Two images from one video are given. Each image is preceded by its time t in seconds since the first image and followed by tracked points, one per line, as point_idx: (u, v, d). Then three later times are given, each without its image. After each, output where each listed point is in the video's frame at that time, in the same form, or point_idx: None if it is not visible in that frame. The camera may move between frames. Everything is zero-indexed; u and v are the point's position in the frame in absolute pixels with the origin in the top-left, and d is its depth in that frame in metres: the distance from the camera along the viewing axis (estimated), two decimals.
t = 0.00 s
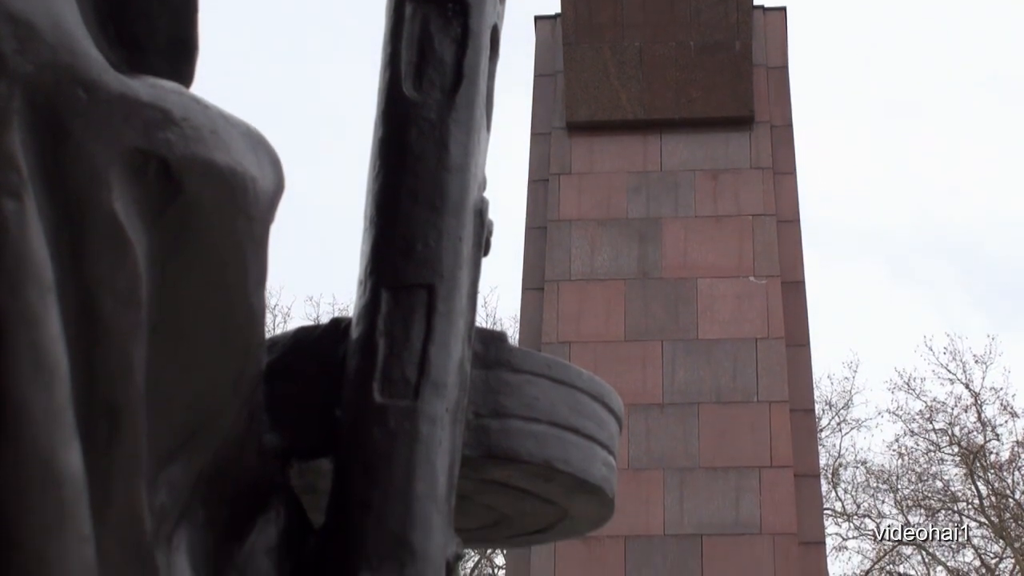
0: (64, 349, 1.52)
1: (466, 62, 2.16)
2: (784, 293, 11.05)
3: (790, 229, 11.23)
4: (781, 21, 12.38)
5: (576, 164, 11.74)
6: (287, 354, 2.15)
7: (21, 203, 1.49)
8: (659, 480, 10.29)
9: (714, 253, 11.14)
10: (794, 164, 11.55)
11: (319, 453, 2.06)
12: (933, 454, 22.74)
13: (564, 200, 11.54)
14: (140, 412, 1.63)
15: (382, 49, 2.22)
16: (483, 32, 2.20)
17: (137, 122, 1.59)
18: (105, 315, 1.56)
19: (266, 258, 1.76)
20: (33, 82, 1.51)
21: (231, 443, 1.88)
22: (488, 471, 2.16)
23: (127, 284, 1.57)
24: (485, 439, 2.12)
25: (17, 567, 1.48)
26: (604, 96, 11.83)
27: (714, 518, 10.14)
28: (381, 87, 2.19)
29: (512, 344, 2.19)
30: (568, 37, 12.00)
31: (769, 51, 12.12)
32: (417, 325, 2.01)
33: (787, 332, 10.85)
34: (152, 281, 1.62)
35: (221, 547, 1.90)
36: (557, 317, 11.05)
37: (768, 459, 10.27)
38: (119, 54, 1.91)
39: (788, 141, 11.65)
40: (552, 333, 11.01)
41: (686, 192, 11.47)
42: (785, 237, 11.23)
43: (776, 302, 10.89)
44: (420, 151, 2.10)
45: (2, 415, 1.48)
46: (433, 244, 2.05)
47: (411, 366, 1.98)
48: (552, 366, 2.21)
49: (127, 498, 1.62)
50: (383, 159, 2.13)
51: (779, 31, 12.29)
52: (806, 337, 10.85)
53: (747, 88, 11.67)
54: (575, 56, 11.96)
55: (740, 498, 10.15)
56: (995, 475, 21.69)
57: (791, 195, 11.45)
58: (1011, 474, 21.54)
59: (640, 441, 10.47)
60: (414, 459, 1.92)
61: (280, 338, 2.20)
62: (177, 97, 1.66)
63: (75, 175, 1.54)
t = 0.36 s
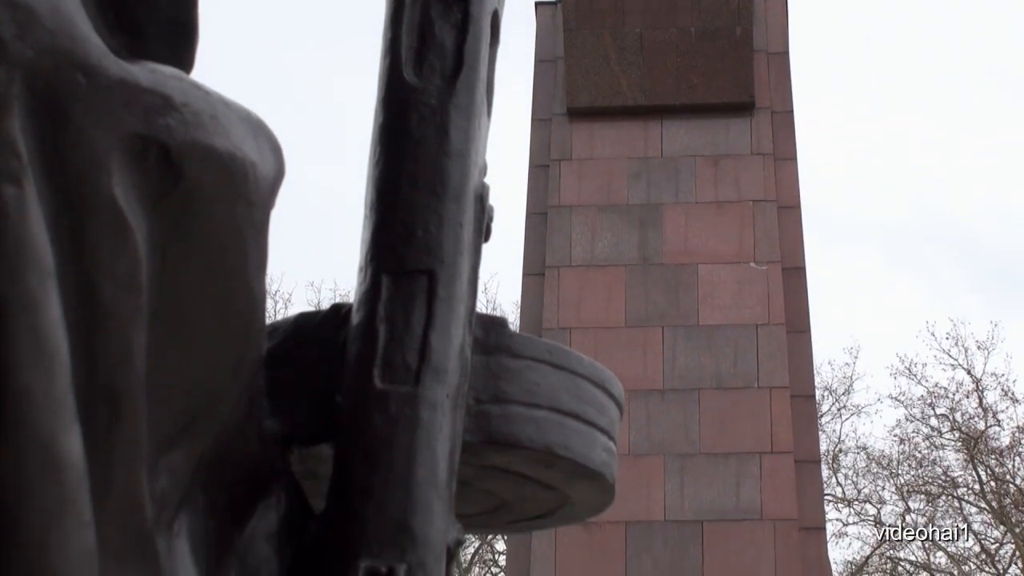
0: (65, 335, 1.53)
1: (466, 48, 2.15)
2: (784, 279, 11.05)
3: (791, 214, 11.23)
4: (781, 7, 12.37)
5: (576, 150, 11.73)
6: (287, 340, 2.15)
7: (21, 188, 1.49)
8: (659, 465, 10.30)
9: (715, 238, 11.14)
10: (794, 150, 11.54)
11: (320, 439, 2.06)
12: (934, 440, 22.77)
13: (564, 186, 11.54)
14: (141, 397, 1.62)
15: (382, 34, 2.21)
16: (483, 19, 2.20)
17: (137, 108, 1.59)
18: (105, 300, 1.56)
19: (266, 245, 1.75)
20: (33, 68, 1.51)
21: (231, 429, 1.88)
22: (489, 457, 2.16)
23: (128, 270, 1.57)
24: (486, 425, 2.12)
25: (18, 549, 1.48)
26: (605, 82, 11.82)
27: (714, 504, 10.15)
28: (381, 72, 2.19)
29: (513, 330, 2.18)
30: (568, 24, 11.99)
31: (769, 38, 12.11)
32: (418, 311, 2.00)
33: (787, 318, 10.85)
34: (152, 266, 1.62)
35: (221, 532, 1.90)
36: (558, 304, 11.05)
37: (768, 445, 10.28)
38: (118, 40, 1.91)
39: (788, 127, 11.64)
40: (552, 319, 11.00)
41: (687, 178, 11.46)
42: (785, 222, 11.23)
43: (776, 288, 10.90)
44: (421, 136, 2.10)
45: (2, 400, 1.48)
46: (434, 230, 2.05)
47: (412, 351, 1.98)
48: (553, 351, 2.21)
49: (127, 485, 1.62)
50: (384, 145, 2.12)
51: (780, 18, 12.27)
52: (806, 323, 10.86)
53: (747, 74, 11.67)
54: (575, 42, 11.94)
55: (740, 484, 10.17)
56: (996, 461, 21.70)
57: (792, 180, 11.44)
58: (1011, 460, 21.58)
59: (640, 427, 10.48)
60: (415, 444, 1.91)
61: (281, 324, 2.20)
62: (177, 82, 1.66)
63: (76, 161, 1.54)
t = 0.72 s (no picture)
0: (64, 323, 1.53)
1: (466, 34, 2.15)
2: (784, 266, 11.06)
3: (791, 202, 11.24)
4: None
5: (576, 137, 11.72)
6: (287, 328, 2.16)
7: (21, 176, 1.50)
8: (659, 452, 10.30)
9: (714, 226, 11.14)
10: (794, 137, 11.54)
11: (319, 427, 2.06)
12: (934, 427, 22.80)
13: (564, 174, 11.53)
14: (140, 386, 1.62)
15: (382, 22, 2.21)
16: (483, 6, 2.19)
17: (137, 95, 1.59)
18: (106, 288, 1.56)
19: (267, 233, 1.74)
20: (33, 55, 1.51)
21: (232, 417, 1.88)
22: (488, 444, 2.17)
23: (128, 259, 1.57)
24: (486, 411, 2.12)
25: (21, 536, 1.48)
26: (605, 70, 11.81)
27: (714, 492, 10.16)
28: (382, 60, 2.19)
29: (514, 317, 2.18)
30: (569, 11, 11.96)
31: (770, 26, 12.09)
32: (419, 299, 2.00)
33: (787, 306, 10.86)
34: (152, 253, 1.61)
35: (222, 519, 1.90)
36: (558, 291, 11.04)
37: (768, 432, 10.29)
38: (119, 26, 1.90)
39: (788, 114, 11.63)
40: (552, 306, 11.00)
41: (687, 166, 11.46)
42: (785, 209, 11.24)
43: (777, 275, 10.90)
44: (421, 124, 2.10)
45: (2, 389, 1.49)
46: (434, 217, 2.05)
47: (412, 339, 1.98)
48: (553, 339, 2.21)
49: (128, 474, 1.62)
50: (384, 132, 2.12)
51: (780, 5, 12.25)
52: (806, 310, 10.87)
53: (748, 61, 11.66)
54: (575, 29, 11.92)
55: (740, 471, 10.18)
56: (996, 448, 21.74)
57: (792, 168, 11.44)
58: (1011, 447, 21.65)
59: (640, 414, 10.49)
60: (415, 431, 1.91)
61: (282, 311, 2.20)
62: (178, 70, 1.65)
63: (75, 148, 1.54)
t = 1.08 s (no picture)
0: (65, 311, 1.53)
1: (467, 22, 2.15)
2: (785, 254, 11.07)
3: (791, 190, 11.26)
4: None
5: (577, 126, 11.70)
6: (287, 316, 2.15)
7: (21, 164, 1.49)
8: (660, 441, 10.32)
9: (715, 214, 11.14)
10: (795, 125, 11.55)
11: (320, 415, 2.07)
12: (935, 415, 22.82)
13: (565, 162, 11.52)
14: (141, 373, 1.62)
15: (383, 9, 2.20)
16: None
17: (137, 84, 1.58)
18: (107, 277, 1.56)
19: (268, 222, 1.74)
20: (32, 44, 1.51)
21: (233, 406, 1.88)
22: (488, 432, 2.17)
23: (128, 248, 1.57)
24: (486, 400, 2.12)
25: (21, 524, 1.48)
26: (606, 58, 11.79)
27: (715, 480, 10.17)
28: (382, 48, 2.18)
29: (514, 305, 2.19)
30: None
31: (771, 14, 12.03)
32: (419, 288, 2.00)
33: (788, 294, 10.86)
34: (153, 242, 1.61)
35: (221, 508, 1.90)
36: (558, 280, 11.03)
37: (769, 421, 10.30)
38: (120, 15, 1.89)
39: (789, 102, 11.64)
40: (553, 296, 10.98)
41: (688, 154, 11.46)
42: (785, 197, 11.26)
43: (778, 264, 10.89)
44: (421, 113, 2.10)
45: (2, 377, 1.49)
46: (435, 206, 2.05)
47: (413, 327, 1.98)
48: (553, 327, 2.21)
49: (128, 460, 1.62)
50: (385, 121, 2.12)
51: None
52: (807, 298, 10.89)
53: (749, 49, 11.64)
54: (576, 18, 11.87)
55: (741, 460, 10.19)
56: (996, 436, 21.77)
57: (792, 156, 11.46)
58: (1011, 436, 21.67)
59: (641, 403, 10.49)
60: (416, 419, 1.92)
61: (282, 300, 2.20)
62: (177, 57, 1.65)
63: (76, 138, 1.54)
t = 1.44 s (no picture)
0: (66, 297, 1.52)
1: (468, 8, 2.14)
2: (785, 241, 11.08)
3: (791, 176, 11.27)
4: None
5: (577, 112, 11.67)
6: (287, 302, 2.15)
7: (21, 151, 1.49)
8: (660, 427, 10.33)
9: (715, 200, 11.14)
10: (795, 111, 11.55)
11: (321, 402, 2.07)
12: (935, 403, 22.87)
13: (565, 149, 11.50)
14: (141, 359, 1.62)
15: None
16: None
17: (137, 70, 1.58)
18: (108, 266, 1.56)
19: (267, 209, 1.74)
20: (32, 30, 1.51)
21: (233, 393, 1.87)
22: (489, 419, 2.17)
23: (129, 234, 1.57)
24: (486, 386, 2.12)
25: (20, 510, 1.48)
26: (606, 45, 11.77)
27: (715, 467, 10.18)
28: (383, 34, 2.18)
29: (514, 293, 2.19)
30: None
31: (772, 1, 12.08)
32: (420, 274, 2.00)
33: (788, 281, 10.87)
34: (153, 228, 1.61)
35: (222, 494, 1.91)
36: (558, 267, 11.02)
37: (769, 408, 10.31)
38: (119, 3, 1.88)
39: (789, 89, 11.64)
40: (553, 283, 10.97)
41: (688, 141, 11.44)
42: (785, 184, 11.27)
43: (778, 250, 10.89)
44: (422, 99, 2.09)
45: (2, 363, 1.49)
46: (435, 192, 2.04)
47: (414, 314, 1.97)
48: (554, 314, 2.21)
49: (129, 446, 1.62)
50: (385, 108, 2.12)
51: None
52: (807, 285, 10.91)
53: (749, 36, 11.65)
54: (576, 4, 11.87)
55: (741, 446, 10.20)
56: (997, 423, 21.81)
57: (792, 142, 11.47)
58: (1012, 423, 21.70)
59: (641, 390, 10.50)
60: (416, 406, 1.92)
61: (283, 286, 2.19)
62: (176, 43, 1.64)
63: (76, 124, 1.53)
